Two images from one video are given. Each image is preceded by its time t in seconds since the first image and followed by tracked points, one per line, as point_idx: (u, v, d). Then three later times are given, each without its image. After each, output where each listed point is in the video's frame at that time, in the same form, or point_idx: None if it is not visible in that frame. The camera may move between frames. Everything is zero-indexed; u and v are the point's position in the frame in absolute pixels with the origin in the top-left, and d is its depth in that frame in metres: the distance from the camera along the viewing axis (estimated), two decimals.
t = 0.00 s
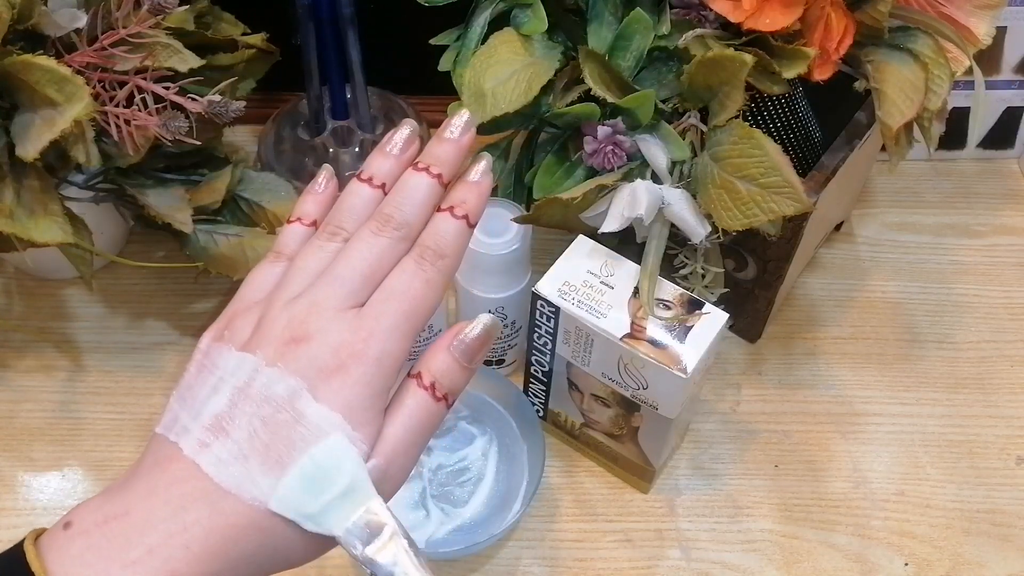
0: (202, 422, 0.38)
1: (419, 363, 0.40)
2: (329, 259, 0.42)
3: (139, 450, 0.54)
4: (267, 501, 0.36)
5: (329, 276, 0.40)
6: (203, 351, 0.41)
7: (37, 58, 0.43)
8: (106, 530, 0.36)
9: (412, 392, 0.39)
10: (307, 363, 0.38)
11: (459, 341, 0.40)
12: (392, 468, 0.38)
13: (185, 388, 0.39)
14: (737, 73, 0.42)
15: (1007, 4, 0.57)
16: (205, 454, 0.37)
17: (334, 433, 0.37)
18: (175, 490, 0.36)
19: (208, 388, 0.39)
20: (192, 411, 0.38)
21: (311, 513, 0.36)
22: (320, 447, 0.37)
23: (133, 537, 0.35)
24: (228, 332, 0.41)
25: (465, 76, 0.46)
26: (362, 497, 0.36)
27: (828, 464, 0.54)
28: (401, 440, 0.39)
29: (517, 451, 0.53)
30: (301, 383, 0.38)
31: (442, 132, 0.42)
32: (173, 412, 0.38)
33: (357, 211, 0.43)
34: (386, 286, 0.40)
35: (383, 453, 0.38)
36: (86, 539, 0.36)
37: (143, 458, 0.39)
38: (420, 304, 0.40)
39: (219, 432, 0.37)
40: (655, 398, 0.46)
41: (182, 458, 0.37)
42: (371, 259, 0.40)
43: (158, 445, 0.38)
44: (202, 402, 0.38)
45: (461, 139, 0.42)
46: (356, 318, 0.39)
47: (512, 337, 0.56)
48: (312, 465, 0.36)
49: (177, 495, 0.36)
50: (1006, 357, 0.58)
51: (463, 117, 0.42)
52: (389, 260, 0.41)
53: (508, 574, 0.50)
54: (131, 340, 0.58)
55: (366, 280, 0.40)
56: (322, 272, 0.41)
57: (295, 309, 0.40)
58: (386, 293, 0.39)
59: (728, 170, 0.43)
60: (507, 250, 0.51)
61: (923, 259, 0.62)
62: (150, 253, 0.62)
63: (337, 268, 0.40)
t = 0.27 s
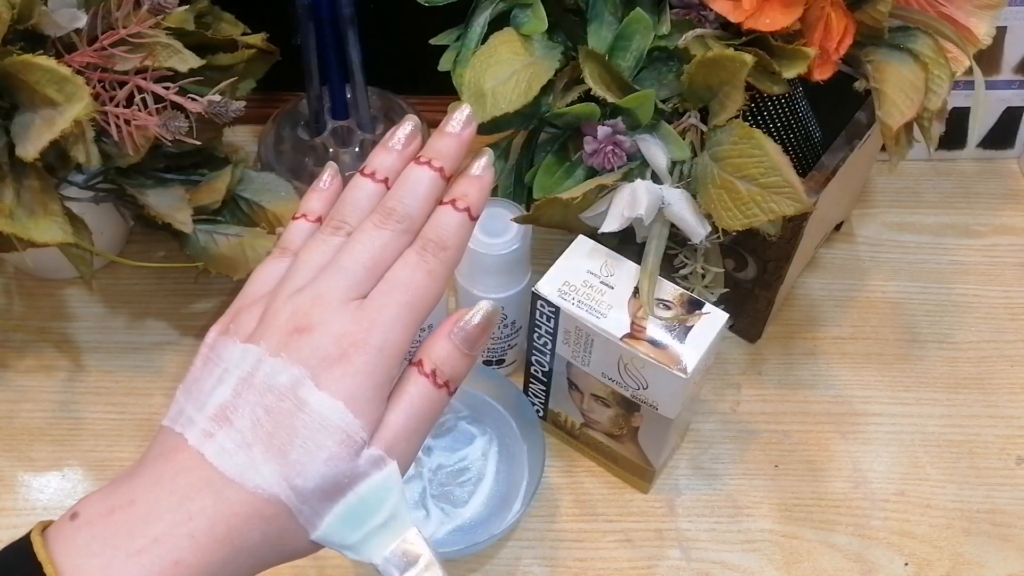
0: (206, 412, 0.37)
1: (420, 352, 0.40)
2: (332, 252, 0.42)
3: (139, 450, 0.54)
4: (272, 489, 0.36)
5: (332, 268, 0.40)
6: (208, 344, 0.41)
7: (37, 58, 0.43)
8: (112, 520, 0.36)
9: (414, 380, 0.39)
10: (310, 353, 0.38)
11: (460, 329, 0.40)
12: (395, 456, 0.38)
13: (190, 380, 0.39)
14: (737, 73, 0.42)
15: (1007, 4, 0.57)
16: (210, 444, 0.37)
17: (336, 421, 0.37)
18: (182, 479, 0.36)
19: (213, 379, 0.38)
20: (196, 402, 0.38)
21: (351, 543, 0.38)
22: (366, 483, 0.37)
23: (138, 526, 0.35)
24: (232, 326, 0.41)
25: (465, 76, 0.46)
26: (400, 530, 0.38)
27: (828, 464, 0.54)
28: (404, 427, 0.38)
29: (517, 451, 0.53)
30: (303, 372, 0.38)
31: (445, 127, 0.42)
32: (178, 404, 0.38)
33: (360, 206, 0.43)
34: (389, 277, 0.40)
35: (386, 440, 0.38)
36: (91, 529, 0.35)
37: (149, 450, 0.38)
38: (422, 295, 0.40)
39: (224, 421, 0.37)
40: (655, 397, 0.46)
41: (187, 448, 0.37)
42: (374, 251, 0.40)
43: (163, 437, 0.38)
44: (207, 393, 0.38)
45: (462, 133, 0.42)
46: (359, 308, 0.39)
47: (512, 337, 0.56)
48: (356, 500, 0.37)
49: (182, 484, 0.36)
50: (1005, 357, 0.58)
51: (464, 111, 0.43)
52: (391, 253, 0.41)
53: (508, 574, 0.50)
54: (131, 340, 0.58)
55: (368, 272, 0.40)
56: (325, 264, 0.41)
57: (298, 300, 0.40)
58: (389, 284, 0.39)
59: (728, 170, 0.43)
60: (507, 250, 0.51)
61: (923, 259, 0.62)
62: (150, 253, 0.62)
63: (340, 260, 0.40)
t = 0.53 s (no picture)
0: (196, 402, 0.38)
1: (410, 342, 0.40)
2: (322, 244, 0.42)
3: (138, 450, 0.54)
4: (260, 476, 0.36)
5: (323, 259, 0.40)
6: (200, 335, 0.41)
7: (37, 58, 0.43)
8: (102, 509, 0.35)
9: (404, 369, 0.39)
10: (300, 342, 0.38)
11: (451, 318, 0.40)
12: (385, 446, 0.38)
13: (181, 371, 0.39)
14: (737, 73, 0.42)
15: (1006, 4, 0.57)
16: (200, 432, 0.37)
17: (324, 408, 0.37)
18: (172, 467, 0.36)
19: (203, 369, 0.39)
20: (187, 392, 0.38)
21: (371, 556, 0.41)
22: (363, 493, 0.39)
23: (128, 515, 0.35)
24: (224, 317, 0.41)
25: (465, 76, 0.46)
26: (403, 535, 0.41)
27: (828, 464, 0.54)
28: (393, 416, 0.38)
29: (517, 451, 0.53)
30: (293, 360, 0.38)
31: (434, 117, 0.42)
32: (170, 395, 0.38)
33: (350, 197, 0.43)
34: (379, 267, 0.40)
35: (375, 429, 0.38)
36: (81, 519, 0.35)
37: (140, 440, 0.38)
38: (411, 283, 0.40)
39: (214, 409, 0.37)
40: (655, 398, 0.46)
41: (177, 437, 0.37)
42: (365, 241, 0.40)
43: (154, 427, 0.38)
44: (197, 382, 0.38)
45: (450, 123, 0.42)
46: (348, 297, 0.39)
47: (512, 337, 0.56)
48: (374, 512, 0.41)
49: (172, 473, 0.36)
50: (1006, 357, 0.58)
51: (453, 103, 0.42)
52: (381, 243, 0.41)
53: (508, 574, 0.50)
54: (131, 340, 0.58)
55: (359, 262, 0.40)
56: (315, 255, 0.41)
57: (288, 291, 0.40)
58: (378, 274, 0.39)
59: (728, 170, 0.43)
60: (507, 250, 0.50)
61: (923, 259, 0.62)
62: (150, 253, 0.62)
63: (330, 250, 0.40)
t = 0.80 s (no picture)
0: (211, 414, 0.37)
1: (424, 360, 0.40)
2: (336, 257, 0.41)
3: (139, 450, 0.54)
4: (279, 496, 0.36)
5: (338, 274, 0.40)
6: (210, 344, 0.40)
7: (37, 58, 0.43)
8: (116, 523, 0.35)
9: (418, 388, 0.39)
10: (318, 359, 0.38)
11: (465, 340, 0.40)
12: (399, 464, 0.38)
13: (192, 380, 0.39)
14: (737, 73, 0.42)
15: (1006, 4, 0.57)
16: (215, 447, 0.37)
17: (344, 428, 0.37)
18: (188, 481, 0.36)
19: (217, 380, 0.38)
20: (201, 403, 0.38)
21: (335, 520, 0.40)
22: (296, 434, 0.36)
23: (143, 529, 0.35)
24: (235, 326, 0.40)
25: (465, 76, 0.46)
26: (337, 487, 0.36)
27: (828, 464, 0.54)
28: (408, 435, 0.39)
29: (517, 451, 0.53)
30: (312, 378, 0.38)
31: (450, 133, 0.42)
32: (182, 404, 0.38)
33: (363, 209, 0.42)
34: (394, 283, 0.40)
35: (390, 448, 0.38)
36: (95, 531, 0.35)
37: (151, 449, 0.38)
38: (427, 303, 0.40)
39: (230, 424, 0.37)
40: (655, 398, 0.46)
41: (192, 450, 0.37)
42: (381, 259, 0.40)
43: (166, 438, 0.38)
44: (211, 394, 0.38)
45: (467, 140, 0.42)
46: (366, 315, 0.39)
47: (512, 337, 0.56)
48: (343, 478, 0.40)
49: (188, 487, 0.36)
50: (1005, 357, 0.58)
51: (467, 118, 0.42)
52: (396, 260, 0.40)
53: (508, 574, 0.50)
54: (131, 340, 0.58)
55: (375, 278, 0.40)
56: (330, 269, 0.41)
57: (304, 304, 0.39)
58: (395, 292, 0.39)
59: (728, 170, 0.43)
60: (507, 250, 0.51)
61: (923, 259, 0.62)
62: (150, 253, 0.62)
63: (346, 265, 0.40)
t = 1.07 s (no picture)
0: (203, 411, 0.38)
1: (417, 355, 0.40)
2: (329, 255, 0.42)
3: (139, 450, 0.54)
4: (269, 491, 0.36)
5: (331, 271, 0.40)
6: (204, 343, 0.40)
7: (37, 58, 0.43)
8: (106, 520, 0.36)
9: (411, 384, 0.39)
10: (309, 354, 0.38)
11: (459, 336, 0.40)
12: (392, 460, 0.38)
13: (185, 379, 0.39)
14: (737, 73, 0.42)
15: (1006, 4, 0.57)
16: (206, 444, 0.37)
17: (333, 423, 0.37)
18: (178, 478, 0.36)
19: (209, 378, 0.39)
20: (193, 402, 0.38)
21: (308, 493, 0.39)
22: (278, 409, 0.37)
23: (133, 527, 0.35)
24: (229, 324, 0.41)
25: (464, 76, 0.46)
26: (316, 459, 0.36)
27: (828, 464, 0.54)
28: (400, 430, 0.38)
29: (517, 451, 0.53)
30: (302, 374, 0.38)
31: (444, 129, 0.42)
32: (174, 403, 0.38)
33: (357, 207, 0.42)
34: (386, 279, 0.40)
35: (383, 443, 0.38)
36: (85, 529, 0.36)
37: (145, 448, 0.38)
38: (420, 298, 0.40)
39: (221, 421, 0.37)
40: (655, 398, 0.46)
41: (184, 448, 0.37)
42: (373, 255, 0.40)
43: (158, 437, 0.38)
44: (202, 392, 0.38)
45: (461, 136, 0.42)
46: (357, 311, 0.39)
47: (512, 337, 0.56)
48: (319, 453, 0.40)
49: (178, 484, 0.36)
50: (1006, 357, 0.58)
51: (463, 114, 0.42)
52: (389, 256, 0.40)
53: (508, 574, 0.50)
54: (131, 340, 0.58)
55: (367, 275, 0.40)
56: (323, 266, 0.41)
57: (296, 302, 0.40)
58: (387, 288, 0.39)
59: (728, 170, 0.43)
60: (507, 250, 0.51)
61: (923, 259, 0.62)
62: (150, 253, 0.62)
63: (338, 262, 0.40)
